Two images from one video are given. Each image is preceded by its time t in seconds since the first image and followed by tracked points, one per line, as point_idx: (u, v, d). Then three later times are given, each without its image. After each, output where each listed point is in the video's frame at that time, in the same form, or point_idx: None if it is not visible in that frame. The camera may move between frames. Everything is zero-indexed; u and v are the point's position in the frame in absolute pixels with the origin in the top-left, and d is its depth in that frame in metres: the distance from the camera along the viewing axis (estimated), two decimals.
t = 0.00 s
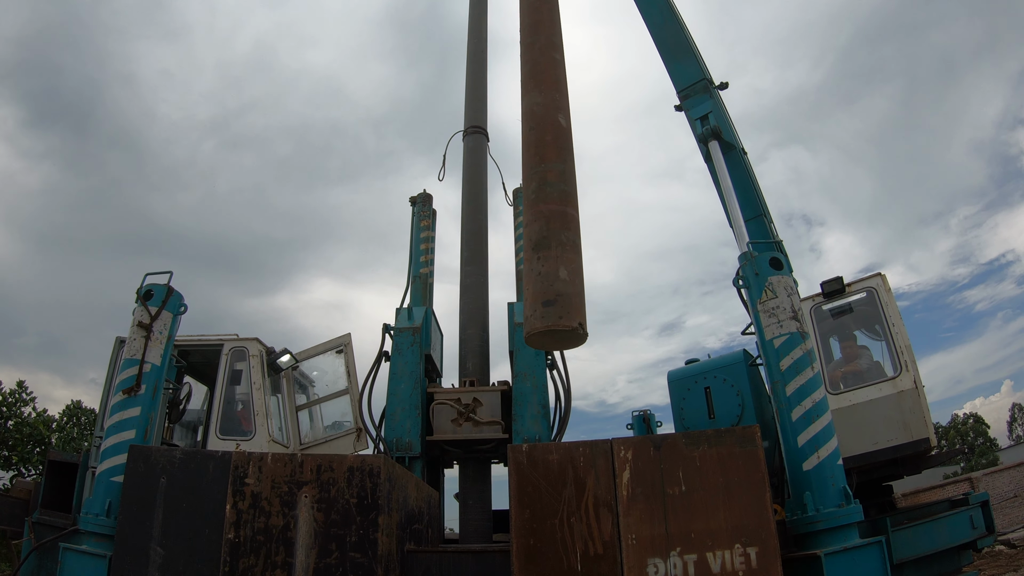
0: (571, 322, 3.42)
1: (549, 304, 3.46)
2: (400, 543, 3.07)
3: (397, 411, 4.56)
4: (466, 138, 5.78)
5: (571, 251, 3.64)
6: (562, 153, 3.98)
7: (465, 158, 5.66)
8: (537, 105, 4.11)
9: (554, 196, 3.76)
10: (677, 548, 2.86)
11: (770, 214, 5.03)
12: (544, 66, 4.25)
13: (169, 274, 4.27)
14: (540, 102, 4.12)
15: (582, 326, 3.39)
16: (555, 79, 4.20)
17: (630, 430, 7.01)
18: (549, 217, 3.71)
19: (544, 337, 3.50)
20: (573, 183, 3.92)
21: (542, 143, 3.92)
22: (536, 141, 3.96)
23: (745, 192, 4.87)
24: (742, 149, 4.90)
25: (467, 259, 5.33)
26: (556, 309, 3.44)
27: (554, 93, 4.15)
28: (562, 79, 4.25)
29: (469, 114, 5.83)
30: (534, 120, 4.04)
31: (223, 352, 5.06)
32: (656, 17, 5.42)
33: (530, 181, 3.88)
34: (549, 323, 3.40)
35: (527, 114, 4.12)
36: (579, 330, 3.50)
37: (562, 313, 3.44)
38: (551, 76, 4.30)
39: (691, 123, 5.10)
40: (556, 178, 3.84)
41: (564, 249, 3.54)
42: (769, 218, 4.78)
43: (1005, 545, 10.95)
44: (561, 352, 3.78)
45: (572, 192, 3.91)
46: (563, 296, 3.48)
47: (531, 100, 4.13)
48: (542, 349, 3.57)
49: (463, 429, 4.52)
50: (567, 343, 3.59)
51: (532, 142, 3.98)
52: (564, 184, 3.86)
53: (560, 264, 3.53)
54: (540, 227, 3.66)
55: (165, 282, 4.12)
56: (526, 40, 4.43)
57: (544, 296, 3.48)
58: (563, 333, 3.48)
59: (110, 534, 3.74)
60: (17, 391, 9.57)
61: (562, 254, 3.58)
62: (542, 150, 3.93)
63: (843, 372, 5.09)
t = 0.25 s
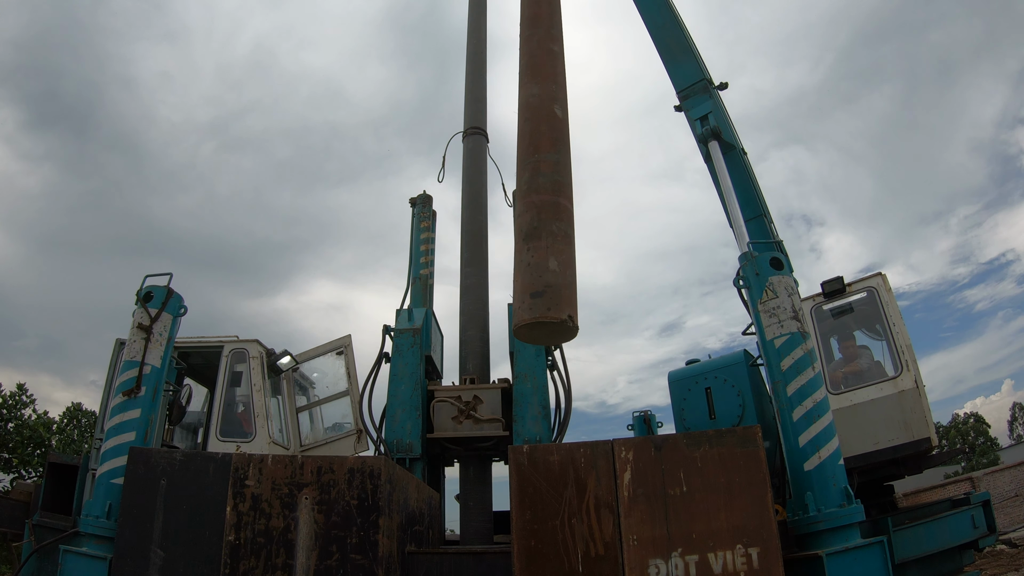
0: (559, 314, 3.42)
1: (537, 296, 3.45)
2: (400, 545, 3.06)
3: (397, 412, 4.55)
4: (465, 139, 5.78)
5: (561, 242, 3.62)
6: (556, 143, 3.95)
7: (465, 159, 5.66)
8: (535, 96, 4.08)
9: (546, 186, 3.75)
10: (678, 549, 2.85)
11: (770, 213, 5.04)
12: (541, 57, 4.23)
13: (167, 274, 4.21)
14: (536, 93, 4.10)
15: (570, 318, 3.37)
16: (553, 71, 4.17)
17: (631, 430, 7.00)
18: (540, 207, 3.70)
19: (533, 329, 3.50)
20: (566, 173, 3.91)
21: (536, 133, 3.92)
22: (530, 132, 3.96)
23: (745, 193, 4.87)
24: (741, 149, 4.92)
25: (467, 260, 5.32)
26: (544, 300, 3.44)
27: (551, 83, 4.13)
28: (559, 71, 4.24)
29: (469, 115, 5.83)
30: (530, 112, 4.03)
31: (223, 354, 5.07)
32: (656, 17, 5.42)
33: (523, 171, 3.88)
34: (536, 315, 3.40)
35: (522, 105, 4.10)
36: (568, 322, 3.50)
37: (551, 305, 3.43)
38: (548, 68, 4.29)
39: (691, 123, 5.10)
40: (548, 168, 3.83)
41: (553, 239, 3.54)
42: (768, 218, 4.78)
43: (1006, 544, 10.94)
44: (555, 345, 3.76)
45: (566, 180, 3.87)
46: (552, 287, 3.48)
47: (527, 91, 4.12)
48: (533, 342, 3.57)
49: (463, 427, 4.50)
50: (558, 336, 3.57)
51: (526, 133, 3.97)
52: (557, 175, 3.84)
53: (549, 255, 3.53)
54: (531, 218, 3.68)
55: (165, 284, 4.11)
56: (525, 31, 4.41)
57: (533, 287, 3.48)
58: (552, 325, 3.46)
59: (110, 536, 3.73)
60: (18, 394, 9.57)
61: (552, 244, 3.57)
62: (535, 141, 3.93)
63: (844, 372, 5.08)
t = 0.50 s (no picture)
0: (554, 307, 3.39)
1: (531, 289, 3.43)
2: (401, 547, 3.06)
3: (397, 414, 4.54)
4: (465, 140, 5.77)
5: (556, 234, 3.59)
6: (553, 134, 3.94)
7: (464, 161, 5.65)
8: (530, 88, 4.08)
9: (541, 177, 3.74)
10: (678, 550, 2.85)
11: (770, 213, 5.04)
12: (539, 49, 4.23)
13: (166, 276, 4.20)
14: (533, 85, 4.10)
15: (563, 311, 3.33)
16: (550, 64, 4.16)
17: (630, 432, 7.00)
18: (535, 199, 3.69)
19: (528, 322, 3.47)
20: (563, 164, 3.89)
21: (531, 125, 3.92)
22: (526, 123, 3.97)
23: (744, 193, 4.86)
24: (741, 149, 4.91)
25: (467, 262, 5.32)
26: (538, 293, 3.41)
27: (548, 76, 4.12)
28: (557, 63, 4.23)
29: (468, 116, 5.83)
30: (526, 104, 4.03)
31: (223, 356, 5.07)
32: (655, 18, 5.42)
33: (518, 163, 3.88)
34: (530, 307, 3.38)
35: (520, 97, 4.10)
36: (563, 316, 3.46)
37: (545, 298, 3.40)
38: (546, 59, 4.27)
39: (690, 124, 5.10)
40: (543, 159, 3.81)
41: (546, 231, 3.51)
42: (768, 219, 4.78)
43: (1006, 544, 10.94)
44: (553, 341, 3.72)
45: (562, 173, 3.86)
46: (547, 280, 3.45)
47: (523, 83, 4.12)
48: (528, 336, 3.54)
49: (463, 428, 4.51)
50: (554, 330, 3.53)
51: (522, 124, 3.97)
52: (553, 166, 3.82)
53: (543, 247, 3.51)
54: (526, 210, 3.67)
55: (165, 286, 4.11)
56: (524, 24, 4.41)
57: (527, 280, 3.46)
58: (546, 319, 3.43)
59: (110, 538, 3.73)
60: (17, 396, 9.56)
61: (546, 237, 3.55)
62: (531, 133, 3.93)
63: (844, 372, 5.08)
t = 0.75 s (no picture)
0: (559, 300, 3.38)
1: (535, 282, 3.43)
2: (401, 546, 3.05)
3: (398, 414, 4.53)
4: (464, 140, 5.77)
5: (560, 226, 3.61)
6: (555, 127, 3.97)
7: (463, 160, 5.65)
8: (532, 80, 4.11)
9: (544, 169, 3.78)
10: (680, 549, 2.85)
11: (771, 213, 5.03)
12: (540, 42, 4.26)
13: (168, 276, 4.20)
14: (534, 78, 4.12)
15: (567, 304, 3.33)
16: (551, 57, 4.19)
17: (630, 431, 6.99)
18: (539, 191, 3.72)
19: (532, 316, 3.48)
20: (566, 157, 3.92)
21: (534, 118, 3.96)
22: (528, 116, 4.00)
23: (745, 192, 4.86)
24: (741, 149, 4.90)
25: (467, 261, 5.32)
26: (542, 286, 3.41)
27: (549, 68, 4.14)
28: (558, 55, 4.25)
29: (468, 116, 5.83)
30: (528, 97, 4.05)
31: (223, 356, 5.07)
32: (654, 17, 5.42)
33: (521, 156, 3.92)
34: (535, 300, 3.38)
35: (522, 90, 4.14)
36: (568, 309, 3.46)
37: (549, 291, 3.40)
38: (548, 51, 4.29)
39: (689, 123, 5.10)
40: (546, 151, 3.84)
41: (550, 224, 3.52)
42: (768, 218, 4.77)
43: (1006, 543, 10.94)
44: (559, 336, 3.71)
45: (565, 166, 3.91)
46: (551, 273, 3.45)
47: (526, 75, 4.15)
48: (533, 330, 3.54)
49: (463, 427, 4.51)
50: (560, 324, 3.53)
51: (525, 117, 4.01)
52: (556, 159, 3.85)
53: (547, 240, 3.52)
54: (529, 202, 3.69)
55: (166, 286, 4.11)
56: (525, 17, 4.43)
57: (531, 273, 3.47)
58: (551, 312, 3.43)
59: (110, 538, 3.73)
60: (17, 397, 9.55)
61: (550, 229, 3.56)
62: (534, 125, 3.96)
63: (844, 371, 5.07)
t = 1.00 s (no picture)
0: (574, 288, 3.36)
1: (549, 271, 3.42)
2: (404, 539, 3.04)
3: (401, 407, 4.51)
4: (466, 133, 5.75)
5: (573, 213, 3.59)
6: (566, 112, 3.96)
7: (466, 154, 5.64)
8: (540, 66, 4.10)
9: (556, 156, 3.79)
10: (683, 542, 2.85)
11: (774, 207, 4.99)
12: (547, 28, 4.25)
13: (170, 270, 4.20)
14: (542, 63, 4.11)
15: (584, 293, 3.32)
16: (558, 42, 4.21)
17: (632, 425, 6.98)
18: (550, 178, 3.71)
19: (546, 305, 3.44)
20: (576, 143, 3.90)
21: (543, 104, 3.95)
22: (538, 102, 3.97)
23: (748, 186, 4.82)
24: (745, 143, 4.85)
25: (469, 255, 5.31)
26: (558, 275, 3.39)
27: (557, 54, 4.15)
28: (565, 39, 4.27)
29: (470, 109, 5.81)
30: (537, 83, 4.03)
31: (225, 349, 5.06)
32: (658, 10, 5.39)
33: (531, 142, 3.88)
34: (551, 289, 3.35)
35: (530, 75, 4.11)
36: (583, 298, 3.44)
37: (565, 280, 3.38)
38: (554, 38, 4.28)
39: (692, 116, 5.07)
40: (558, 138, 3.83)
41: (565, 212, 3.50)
42: (771, 212, 4.74)
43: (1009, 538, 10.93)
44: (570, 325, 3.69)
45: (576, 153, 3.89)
46: (566, 261, 3.43)
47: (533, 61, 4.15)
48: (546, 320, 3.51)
49: (467, 421, 4.48)
50: (573, 313, 3.51)
51: (534, 102, 3.98)
52: (567, 145, 3.83)
53: (562, 227, 3.50)
54: (542, 189, 3.67)
55: (167, 280, 4.10)
56: (531, 4, 4.41)
57: (546, 261, 3.45)
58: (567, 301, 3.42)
59: (113, 532, 3.73)
60: (20, 390, 9.57)
61: (564, 217, 3.53)
62: (543, 111, 3.95)
63: (848, 365, 5.04)
